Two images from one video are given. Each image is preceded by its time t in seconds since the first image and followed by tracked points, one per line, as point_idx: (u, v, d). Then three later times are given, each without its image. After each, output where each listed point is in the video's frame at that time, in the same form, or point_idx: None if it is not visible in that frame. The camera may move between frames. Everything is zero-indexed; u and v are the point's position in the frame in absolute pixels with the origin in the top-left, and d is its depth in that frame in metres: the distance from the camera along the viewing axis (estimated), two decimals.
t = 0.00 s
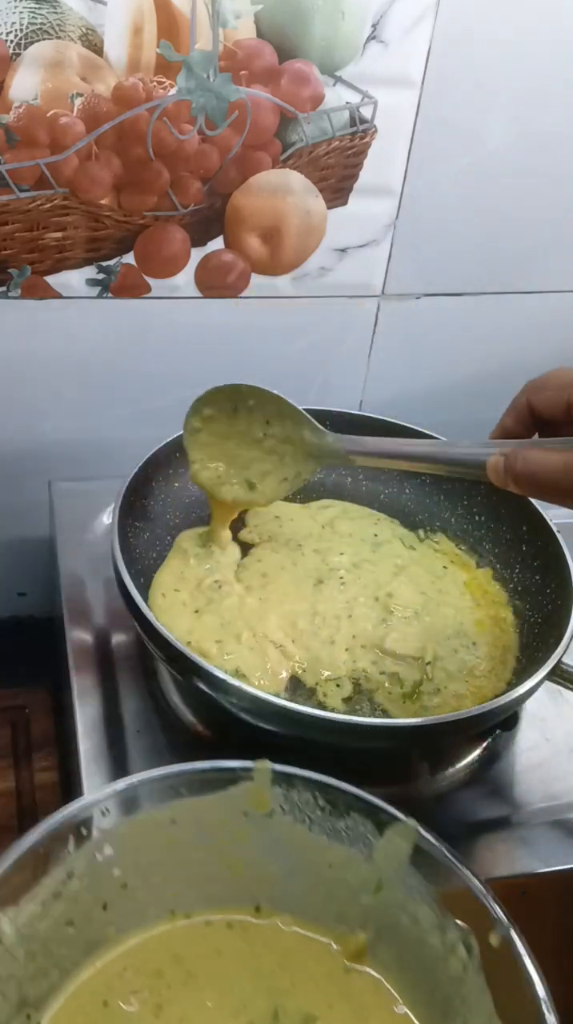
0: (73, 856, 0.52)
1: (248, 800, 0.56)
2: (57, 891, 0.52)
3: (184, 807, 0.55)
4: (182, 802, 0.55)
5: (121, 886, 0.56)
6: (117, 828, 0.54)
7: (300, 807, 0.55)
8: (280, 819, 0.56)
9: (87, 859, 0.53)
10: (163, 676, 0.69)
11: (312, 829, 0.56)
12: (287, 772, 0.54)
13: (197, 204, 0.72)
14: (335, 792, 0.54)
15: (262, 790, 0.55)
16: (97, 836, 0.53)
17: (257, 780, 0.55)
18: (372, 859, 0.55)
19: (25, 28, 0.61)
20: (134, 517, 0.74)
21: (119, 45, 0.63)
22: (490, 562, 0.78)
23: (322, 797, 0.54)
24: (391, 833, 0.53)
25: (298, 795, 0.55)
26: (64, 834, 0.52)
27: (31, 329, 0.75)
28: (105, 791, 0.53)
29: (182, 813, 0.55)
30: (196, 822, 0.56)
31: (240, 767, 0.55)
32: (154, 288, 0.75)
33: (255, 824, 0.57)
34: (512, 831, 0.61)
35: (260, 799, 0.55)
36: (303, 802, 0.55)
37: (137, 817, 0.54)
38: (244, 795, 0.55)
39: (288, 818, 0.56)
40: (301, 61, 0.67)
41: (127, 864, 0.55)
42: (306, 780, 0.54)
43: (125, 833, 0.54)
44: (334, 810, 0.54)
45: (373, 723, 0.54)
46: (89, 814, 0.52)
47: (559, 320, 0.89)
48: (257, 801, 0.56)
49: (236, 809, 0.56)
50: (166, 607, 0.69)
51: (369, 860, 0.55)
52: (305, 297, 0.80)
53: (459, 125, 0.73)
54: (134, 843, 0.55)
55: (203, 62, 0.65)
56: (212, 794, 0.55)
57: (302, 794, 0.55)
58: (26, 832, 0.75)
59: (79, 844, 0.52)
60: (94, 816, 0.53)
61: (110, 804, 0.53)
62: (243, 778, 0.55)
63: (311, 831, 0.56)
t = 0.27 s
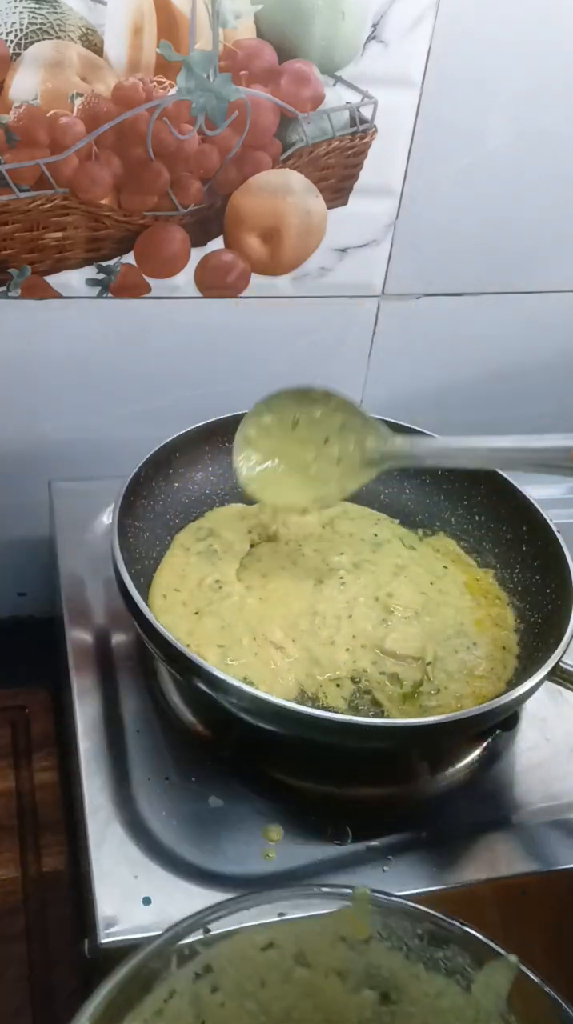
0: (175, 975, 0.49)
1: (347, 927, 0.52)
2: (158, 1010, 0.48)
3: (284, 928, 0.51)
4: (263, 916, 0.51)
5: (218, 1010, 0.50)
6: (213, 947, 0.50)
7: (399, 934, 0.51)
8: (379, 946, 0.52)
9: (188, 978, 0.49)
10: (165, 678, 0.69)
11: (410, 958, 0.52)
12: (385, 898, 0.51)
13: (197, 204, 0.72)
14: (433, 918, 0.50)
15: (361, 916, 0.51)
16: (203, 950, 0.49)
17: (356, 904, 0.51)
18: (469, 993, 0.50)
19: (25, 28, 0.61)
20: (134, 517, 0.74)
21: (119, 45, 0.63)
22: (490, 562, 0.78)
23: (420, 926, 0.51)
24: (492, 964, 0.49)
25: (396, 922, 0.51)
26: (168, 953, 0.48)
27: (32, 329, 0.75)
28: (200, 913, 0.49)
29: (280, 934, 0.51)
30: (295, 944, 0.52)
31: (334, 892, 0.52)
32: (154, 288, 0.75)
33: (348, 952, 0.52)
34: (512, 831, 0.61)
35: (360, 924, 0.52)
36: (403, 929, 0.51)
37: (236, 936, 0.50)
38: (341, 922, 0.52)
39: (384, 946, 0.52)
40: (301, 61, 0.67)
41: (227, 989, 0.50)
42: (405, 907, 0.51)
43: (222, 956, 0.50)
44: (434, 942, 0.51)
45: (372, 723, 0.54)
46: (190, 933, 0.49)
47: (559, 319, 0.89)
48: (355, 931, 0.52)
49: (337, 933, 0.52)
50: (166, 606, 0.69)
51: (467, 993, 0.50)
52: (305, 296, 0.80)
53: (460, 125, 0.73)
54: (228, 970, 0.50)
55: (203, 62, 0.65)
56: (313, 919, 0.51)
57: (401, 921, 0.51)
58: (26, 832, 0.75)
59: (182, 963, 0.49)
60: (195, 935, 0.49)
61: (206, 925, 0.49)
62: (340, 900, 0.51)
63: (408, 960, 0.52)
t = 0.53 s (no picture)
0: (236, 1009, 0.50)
1: (407, 965, 0.53)
2: None
3: (345, 963, 0.52)
4: (320, 955, 0.52)
5: None
6: (277, 982, 0.51)
7: (460, 974, 0.52)
8: (439, 985, 0.52)
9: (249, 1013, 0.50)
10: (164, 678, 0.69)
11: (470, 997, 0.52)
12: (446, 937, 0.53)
13: (197, 204, 0.72)
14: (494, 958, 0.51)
15: (421, 956, 0.53)
16: (267, 986, 0.51)
17: (416, 945, 0.53)
18: None
19: (25, 28, 0.61)
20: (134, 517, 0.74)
21: (119, 46, 0.63)
22: (489, 562, 0.78)
23: (481, 967, 0.52)
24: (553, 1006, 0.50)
25: (457, 963, 0.52)
26: (233, 986, 0.50)
27: (32, 329, 0.75)
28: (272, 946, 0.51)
29: (342, 971, 0.52)
30: (357, 984, 0.52)
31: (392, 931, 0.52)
32: (154, 287, 0.75)
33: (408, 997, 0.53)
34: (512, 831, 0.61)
35: (419, 965, 0.53)
36: (464, 970, 0.52)
37: (297, 972, 0.51)
38: (402, 961, 0.53)
39: (444, 987, 0.52)
40: (301, 61, 0.67)
41: None
42: (466, 947, 0.52)
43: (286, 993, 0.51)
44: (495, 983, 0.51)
45: (371, 723, 0.54)
46: (255, 968, 0.50)
47: (559, 319, 0.89)
48: (415, 969, 0.53)
49: (396, 970, 0.53)
50: (166, 606, 0.69)
51: None
52: (305, 297, 0.80)
53: (461, 125, 0.73)
54: (291, 1007, 0.51)
55: (203, 62, 0.65)
56: (371, 955, 0.52)
57: (462, 961, 0.52)
58: (25, 832, 0.75)
59: (246, 998, 0.50)
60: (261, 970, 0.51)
61: (269, 960, 0.51)
62: (403, 940, 0.52)
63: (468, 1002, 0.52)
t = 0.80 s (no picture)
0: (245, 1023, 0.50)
1: (414, 980, 0.53)
2: None
3: (352, 978, 0.52)
4: (326, 970, 0.52)
5: None
6: (285, 996, 0.51)
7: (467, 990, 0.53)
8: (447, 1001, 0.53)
9: None
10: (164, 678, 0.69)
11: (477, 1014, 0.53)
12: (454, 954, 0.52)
13: (197, 204, 0.72)
14: (502, 976, 0.51)
15: (429, 972, 0.53)
16: (274, 1000, 0.51)
17: (424, 963, 0.53)
18: None
19: (25, 28, 0.61)
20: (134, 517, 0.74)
21: (119, 45, 0.63)
22: (490, 562, 0.78)
23: (489, 983, 0.52)
24: None
25: (465, 979, 0.52)
26: (242, 999, 0.50)
27: (31, 329, 0.75)
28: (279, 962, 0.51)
29: (349, 985, 0.52)
30: (364, 998, 0.53)
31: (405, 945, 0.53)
32: (154, 288, 0.75)
33: (417, 1012, 0.53)
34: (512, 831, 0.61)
35: (426, 981, 0.53)
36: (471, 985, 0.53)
37: (304, 986, 0.52)
38: (410, 976, 0.53)
39: (451, 1002, 0.53)
40: (301, 61, 0.67)
41: None
42: (474, 964, 0.52)
43: (294, 1007, 0.52)
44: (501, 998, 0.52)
45: (371, 723, 0.54)
46: (263, 981, 0.51)
47: (559, 319, 0.89)
48: (423, 984, 0.53)
49: (404, 986, 0.53)
50: (166, 606, 0.69)
51: None
52: (305, 297, 0.80)
53: (460, 126, 0.73)
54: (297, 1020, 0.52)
55: (203, 62, 0.65)
56: (378, 970, 0.53)
57: (469, 978, 0.52)
58: (26, 832, 0.75)
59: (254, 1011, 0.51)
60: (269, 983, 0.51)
61: (278, 975, 0.51)
62: (411, 957, 0.53)
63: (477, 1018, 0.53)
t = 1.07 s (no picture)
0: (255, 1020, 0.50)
1: (424, 979, 0.53)
2: None
3: (362, 976, 0.52)
4: (336, 968, 0.52)
5: None
6: (294, 993, 0.51)
7: (476, 989, 0.53)
8: (456, 1001, 0.53)
9: None
10: (163, 678, 0.69)
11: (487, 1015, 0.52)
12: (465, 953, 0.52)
13: (197, 204, 0.72)
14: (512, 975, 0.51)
15: (438, 972, 0.53)
16: (284, 997, 0.51)
17: (434, 962, 0.52)
18: None
19: (25, 28, 0.61)
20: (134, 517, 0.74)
21: (119, 45, 0.63)
22: (490, 562, 0.78)
23: (499, 983, 0.52)
24: None
25: (475, 978, 0.52)
26: (252, 995, 0.50)
27: (31, 329, 0.75)
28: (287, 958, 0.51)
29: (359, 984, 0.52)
30: (373, 997, 0.53)
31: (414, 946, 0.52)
32: (154, 288, 0.75)
33: (427, 1010, 0.53)
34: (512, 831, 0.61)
35: (436, 981, 0.53)
36: (480, 985, 0.52)
37: (314, 985, 0.52)
38: (420, 976, 0.53)
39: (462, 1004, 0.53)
40: (301, 61, 0.67)
41: None
42: (484, 963, 0.52)
43: (302, 1005, 0.51)
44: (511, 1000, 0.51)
45: (371, 723, 0.54)
46: (272, 979, 0.51)
47: (559, 319, 0.89)
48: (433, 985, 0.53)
49: (413, 985, 0.53)
50: (166, 606, 0.69)
51: None
52: (305, 297, 0.80)
53: (460, 125, 0.73)
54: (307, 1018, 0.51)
55: (203, 62, 0.65)
56: (388, 968, 0.53)
57: (479, 977, 0.52)
58: (26, 832, 0.75)
59: (264, 1009, 0.50)
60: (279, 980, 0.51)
61: (289, 972, 0.51)
62: (422, 956, 0.52)
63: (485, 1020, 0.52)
